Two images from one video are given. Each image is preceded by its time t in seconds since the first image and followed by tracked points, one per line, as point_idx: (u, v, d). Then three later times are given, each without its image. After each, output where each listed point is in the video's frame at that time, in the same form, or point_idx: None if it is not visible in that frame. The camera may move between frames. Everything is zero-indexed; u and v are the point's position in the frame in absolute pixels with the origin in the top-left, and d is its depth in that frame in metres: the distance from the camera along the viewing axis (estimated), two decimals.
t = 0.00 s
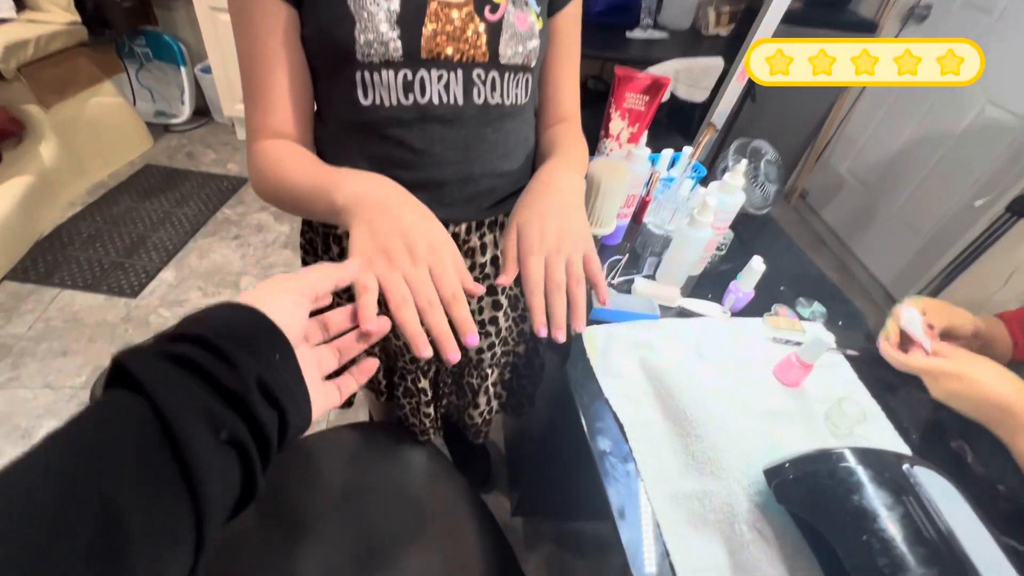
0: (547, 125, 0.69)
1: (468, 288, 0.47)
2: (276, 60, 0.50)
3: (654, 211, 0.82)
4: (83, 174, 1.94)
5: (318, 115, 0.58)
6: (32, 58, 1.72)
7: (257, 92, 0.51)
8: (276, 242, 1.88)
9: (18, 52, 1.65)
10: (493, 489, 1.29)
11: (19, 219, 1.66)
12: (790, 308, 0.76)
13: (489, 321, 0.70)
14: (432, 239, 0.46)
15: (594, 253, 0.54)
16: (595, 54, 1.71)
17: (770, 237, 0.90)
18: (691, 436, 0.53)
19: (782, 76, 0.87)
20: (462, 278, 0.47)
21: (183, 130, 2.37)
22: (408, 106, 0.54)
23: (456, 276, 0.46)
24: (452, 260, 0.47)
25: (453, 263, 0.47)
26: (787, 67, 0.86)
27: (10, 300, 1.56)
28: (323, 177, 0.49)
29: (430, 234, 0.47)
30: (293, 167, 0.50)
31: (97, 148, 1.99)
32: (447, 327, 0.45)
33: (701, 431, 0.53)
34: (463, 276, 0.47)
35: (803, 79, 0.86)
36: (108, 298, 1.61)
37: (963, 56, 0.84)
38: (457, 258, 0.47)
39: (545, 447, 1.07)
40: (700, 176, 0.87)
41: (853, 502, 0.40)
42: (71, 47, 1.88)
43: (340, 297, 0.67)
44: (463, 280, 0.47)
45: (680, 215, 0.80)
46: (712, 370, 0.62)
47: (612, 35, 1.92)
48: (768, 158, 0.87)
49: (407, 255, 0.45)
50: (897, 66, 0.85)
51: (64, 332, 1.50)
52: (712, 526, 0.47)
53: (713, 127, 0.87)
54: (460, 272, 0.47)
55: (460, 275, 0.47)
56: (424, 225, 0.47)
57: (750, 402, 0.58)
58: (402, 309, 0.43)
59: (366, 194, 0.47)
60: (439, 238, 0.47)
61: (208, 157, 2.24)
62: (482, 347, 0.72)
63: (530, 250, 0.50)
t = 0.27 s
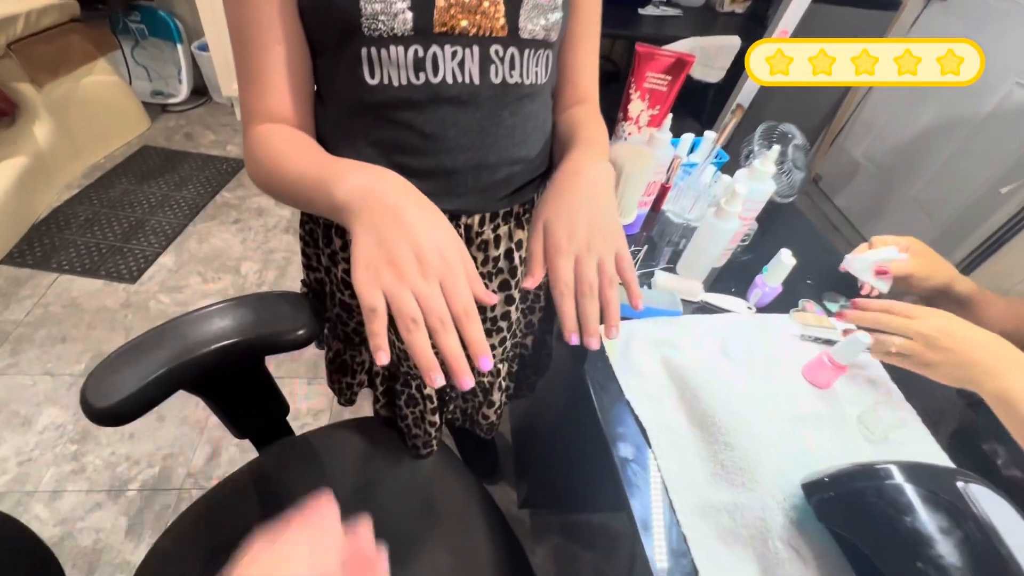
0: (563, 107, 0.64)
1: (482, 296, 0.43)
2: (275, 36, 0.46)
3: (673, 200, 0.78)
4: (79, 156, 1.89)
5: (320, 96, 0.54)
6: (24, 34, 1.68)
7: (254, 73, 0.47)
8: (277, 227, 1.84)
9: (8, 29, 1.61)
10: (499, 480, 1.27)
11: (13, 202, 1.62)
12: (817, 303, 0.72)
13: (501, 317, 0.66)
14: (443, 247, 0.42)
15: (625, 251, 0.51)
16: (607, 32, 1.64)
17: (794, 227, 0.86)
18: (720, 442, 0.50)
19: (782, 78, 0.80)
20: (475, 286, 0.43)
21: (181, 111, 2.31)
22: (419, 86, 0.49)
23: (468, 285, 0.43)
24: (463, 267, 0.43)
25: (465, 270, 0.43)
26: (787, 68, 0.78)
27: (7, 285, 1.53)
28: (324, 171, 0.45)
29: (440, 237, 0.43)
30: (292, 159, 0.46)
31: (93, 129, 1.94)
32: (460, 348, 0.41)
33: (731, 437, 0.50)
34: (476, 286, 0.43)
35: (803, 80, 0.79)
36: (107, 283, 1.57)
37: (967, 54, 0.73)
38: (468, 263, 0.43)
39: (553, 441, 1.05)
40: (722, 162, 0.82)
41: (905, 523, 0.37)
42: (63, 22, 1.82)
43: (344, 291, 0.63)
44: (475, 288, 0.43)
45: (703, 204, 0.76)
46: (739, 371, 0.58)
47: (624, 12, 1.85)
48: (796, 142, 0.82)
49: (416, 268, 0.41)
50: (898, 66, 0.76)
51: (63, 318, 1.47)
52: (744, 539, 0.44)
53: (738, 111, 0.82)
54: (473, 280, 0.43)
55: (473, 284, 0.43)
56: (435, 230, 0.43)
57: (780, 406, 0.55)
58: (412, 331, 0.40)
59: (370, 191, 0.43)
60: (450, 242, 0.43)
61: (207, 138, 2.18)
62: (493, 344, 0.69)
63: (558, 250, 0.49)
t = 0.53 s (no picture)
0: (583, 82, 0.59)
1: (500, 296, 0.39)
2: None
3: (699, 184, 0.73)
4: (73, 138, 1.84)
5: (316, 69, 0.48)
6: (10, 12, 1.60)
7: (241, 40, 0.41)
8: (278, 211, 1.79)
9: None
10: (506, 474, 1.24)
11: (7, 185, 1.57)
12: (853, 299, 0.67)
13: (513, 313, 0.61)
14: (455, 243, 0.37)
15: (661, 242, 0.48)
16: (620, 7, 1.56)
17: (824, 214, 0.80)
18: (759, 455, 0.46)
19: (782, 78, 0.73)
20: (491, 287, 0.38)
21: (179, 92, 2.25)
22: (426, 56, 0.44)
23: (485, 285, 0.38)
24: (480, 265, 0.38)
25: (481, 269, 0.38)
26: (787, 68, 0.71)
27: (3, 271, 1.49)
28: (321, 154, 0.40)
29: (453, 231, 0.38)
30: (284, 139, 0.41)
31: (88, 110, 1.88)
32: (478, 356, 0.37)
33: (772, 449, 0.46)
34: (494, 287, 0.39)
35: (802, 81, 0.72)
36: (104, 270, 1.53)
37: (966, 55, 0.69)
38: (484, 261, 0.39)
39: (563, 436, 1.01)
40: (750, 144, 0.77)
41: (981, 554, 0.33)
42: None
43: (342, 285, 0.58)
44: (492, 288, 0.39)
45: (730, 188, 0.72)
46: (776, 373, 0.53)
47: None
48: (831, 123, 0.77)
49: (426, 268, 0.36)
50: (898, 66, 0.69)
51: (60, 306, 1.43)
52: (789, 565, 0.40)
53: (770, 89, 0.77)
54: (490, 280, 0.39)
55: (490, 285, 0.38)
56: (445, 222, 0.38)
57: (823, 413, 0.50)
58: (424, 339, 0.36)
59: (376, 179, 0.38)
60: (465, 237, 0.38)
61: (205, 120, 2.12)
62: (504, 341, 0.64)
63: (588, 241, 0.45)
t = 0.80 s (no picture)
0: (592, 57, 0.55)
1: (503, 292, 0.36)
2: None
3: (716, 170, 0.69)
4: (65, 123, 1.79)
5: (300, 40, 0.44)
6: None
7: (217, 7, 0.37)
8: (275, 199, 1.75)
9: None
10: (509, 467, 1.21)
11: None
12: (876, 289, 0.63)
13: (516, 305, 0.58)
14: (453, 233, 0.34)
15: (678, 231, 0.44)
16: None
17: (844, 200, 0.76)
18: (788, 462, 0.43)
19: (782, 78, 0.68)
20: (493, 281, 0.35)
21: (173, 76, 2.19)
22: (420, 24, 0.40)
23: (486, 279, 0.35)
24: (481, 257, 0.35)
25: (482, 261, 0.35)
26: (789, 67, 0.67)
27: None
28: (304, 133, 0.36)
29: (451, 219, 0.34)
30: (265, 116, 0.37)
31: (79, 94, 1.83)
32: (478, 357, 0.34)
33: (801, 456, 0.43)
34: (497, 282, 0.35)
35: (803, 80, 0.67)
36: (98, 258, 1.50)
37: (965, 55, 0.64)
38: (484, 253, 0.35)
39: (568, 430, 0.98)
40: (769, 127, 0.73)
41: None
42: None
43: (334, 275, 0.55)
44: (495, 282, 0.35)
45: (749, 172, 0.68)
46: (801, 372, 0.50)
47: None
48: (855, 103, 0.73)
49: (420, 260, 0.33)
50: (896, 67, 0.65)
51: (53, 296, 1.40)
52: None
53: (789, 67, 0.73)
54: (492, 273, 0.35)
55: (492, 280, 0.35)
56: (441, 210, 0.34)
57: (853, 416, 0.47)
58: (418, 340, 0.33)
59: (365, 161, 0.34)
60: (465, 226, 0.35)
61: (201, 105, 2.07)
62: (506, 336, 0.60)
63: (597, 230, 0.41)
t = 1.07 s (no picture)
0: (598, 25, 0.51)
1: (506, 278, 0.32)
2: None
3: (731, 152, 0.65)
4: (55, 111, 1.75)
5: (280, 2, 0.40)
6: None
7: None
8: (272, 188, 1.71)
9: None
10: (512, 461, 1.18)
11: None
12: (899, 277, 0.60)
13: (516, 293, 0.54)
14: (450, 212, 0.30)
15: (695, 214, 0.41)
16: None
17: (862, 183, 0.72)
18: (816, 464, 0.39)
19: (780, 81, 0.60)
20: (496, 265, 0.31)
21: (167, 63, 2.14)
22: None
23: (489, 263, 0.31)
24: (482, 238, 0.31)
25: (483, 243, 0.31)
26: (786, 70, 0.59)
27: None
28: (284, 102, 0.32)
29: (449, 197, 0.31)
30: (242, 85, 0.33)
31: (70, 81, 1.79)
32: (475, 351, 0.30)
33: (829, 457, 0.39)
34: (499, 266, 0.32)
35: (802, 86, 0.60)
36: (91, 249, 1.47)
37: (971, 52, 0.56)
38: (486, 234, 0.32)
39: (572, 425, 0.95)
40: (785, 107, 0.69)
41: None
42: None
43: (323, 261, 0.52)
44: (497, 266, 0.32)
45: (767, 154, 0.64)
46: (823, 364, 0.47)
47: None
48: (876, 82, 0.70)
49: (412, 242, 0.29)
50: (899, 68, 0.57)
51: (45, 288, 1.37)
52: None
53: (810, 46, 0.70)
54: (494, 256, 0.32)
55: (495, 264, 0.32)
56: (436, 187, 0.31)
57: (882, 412, 0.44)
58: (406, 332, 0.29)
59: (352, 132, 0.31)
60: (464, 204, 0.31)
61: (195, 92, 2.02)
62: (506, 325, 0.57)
63: (605, 209, 0.38)
